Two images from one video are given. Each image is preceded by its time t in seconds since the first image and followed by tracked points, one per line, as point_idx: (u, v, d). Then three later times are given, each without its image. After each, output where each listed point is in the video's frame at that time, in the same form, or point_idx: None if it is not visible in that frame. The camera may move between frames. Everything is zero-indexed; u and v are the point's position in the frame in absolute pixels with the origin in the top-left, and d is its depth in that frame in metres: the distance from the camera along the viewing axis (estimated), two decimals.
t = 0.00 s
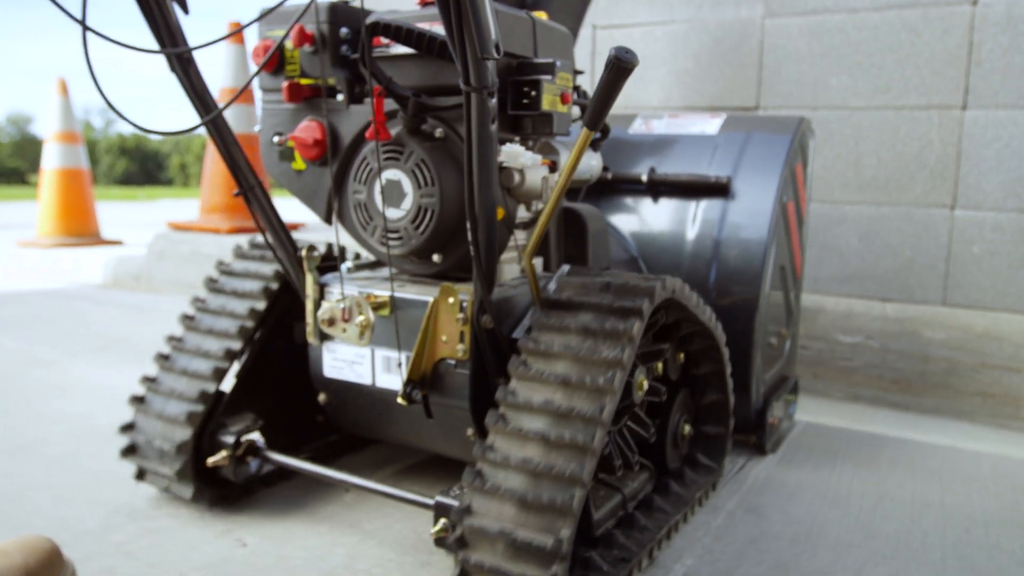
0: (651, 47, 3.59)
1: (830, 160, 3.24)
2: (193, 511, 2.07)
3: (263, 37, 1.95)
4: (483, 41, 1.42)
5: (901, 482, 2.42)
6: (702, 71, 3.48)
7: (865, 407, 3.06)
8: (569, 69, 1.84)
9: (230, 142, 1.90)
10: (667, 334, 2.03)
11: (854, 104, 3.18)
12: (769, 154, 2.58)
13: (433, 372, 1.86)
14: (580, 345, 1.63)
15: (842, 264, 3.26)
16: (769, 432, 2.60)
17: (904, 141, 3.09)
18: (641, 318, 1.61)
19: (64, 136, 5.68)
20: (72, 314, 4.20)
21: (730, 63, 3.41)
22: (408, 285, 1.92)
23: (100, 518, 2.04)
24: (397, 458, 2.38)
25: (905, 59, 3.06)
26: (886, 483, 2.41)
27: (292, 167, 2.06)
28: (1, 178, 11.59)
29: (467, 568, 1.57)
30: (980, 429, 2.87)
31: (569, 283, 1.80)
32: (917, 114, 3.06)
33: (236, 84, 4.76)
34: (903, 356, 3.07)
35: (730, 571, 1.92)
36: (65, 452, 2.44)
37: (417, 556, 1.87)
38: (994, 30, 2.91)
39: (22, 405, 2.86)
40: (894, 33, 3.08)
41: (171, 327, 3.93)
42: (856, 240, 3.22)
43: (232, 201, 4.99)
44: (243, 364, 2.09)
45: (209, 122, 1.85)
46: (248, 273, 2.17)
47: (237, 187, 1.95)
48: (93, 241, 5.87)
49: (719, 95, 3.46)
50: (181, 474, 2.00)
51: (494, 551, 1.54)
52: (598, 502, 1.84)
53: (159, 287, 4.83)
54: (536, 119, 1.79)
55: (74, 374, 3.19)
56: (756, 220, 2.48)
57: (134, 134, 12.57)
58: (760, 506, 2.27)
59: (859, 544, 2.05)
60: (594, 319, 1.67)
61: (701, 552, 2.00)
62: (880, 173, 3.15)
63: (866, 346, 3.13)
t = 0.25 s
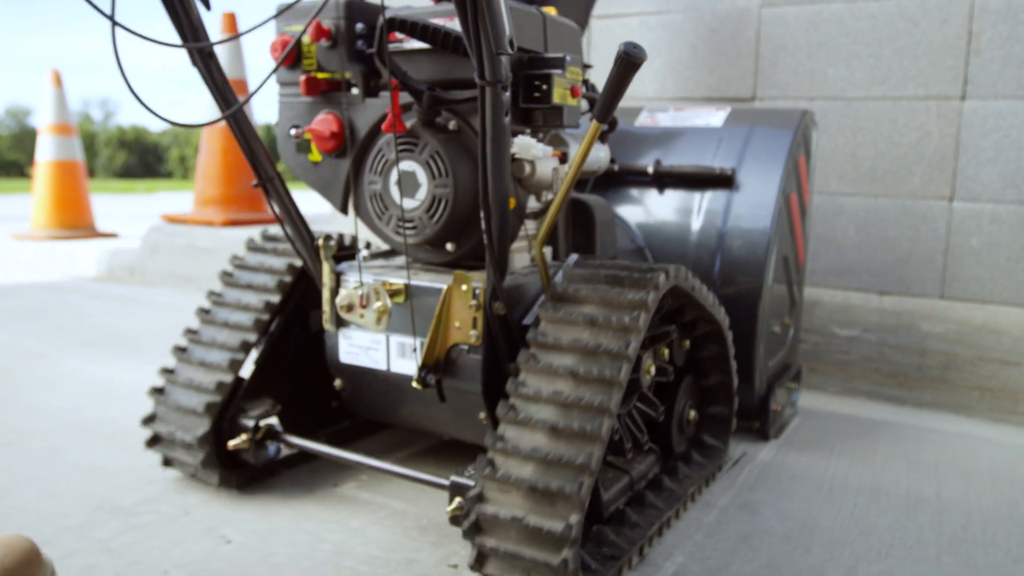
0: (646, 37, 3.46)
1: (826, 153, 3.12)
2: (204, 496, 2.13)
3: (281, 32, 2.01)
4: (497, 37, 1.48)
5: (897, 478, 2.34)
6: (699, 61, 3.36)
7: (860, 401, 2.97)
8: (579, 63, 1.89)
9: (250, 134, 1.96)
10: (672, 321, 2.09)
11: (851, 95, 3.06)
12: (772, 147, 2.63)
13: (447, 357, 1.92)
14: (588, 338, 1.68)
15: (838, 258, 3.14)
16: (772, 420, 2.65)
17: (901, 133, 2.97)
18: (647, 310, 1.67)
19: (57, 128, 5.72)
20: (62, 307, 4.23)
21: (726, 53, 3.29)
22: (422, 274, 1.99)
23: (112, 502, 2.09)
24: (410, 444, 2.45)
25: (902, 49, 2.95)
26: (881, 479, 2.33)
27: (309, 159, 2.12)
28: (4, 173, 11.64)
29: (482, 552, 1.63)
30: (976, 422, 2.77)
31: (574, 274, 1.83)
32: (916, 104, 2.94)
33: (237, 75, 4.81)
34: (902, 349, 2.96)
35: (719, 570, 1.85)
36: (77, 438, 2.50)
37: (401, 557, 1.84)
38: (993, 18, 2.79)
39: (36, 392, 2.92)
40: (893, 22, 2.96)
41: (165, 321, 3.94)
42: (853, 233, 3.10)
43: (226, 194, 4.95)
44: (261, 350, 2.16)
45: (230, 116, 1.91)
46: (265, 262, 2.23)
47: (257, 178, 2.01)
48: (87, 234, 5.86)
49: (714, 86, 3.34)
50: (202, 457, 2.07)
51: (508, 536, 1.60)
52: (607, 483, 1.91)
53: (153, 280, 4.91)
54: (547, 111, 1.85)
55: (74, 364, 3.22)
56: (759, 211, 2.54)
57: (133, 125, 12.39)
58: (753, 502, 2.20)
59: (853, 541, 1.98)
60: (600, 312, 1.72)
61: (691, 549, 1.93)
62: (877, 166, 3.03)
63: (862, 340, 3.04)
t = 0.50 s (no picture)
0: (642, 25, 3.33)
1: (824, 143, 3.03)
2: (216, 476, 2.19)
3: (297, 24, 2.07)
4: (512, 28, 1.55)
5: (892, 472, 2.28)
6: (694, 48, 3.22)
7: (855, 393, 2.95)
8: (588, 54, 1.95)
9: (267, 123, 2.02)
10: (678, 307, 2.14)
11: (850, 83, 2.95)
12: (776, 136, 2.68)
13: (459, 340, 1.98)
14: (594, 327, 1.74)
15: (834, 252, 3.03)
16: (775, 403, 2.70)
17: (900, 121, 2.87)
18: (652, 300, 1.72)
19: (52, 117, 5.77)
20: (52, 297, 4.25)
21: (722, 41, 3.17)
22: (435, 259, 2.04)
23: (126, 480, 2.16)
24: (422, 427, 2.50)
25: (902, 37, 2.84)
26: (877, 472, 2.28)
27: (324, 147, 2.17)
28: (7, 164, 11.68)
29: (495, 533, 1.69)
30: (974, 413, 2.77)
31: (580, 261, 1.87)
32: (915, 92, 2.83)
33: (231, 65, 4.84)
34: (898, 341, 2.92)
35: (709, 565, 1.79)
36: (93, 419, 2.57)
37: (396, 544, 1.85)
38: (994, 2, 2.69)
39: (52, 375, 2.99)
40: (892, 6, 2.84)
41: (159, 312, 3.95)
42: (851, 224, 2.99)
43: (220, 182, 5.13)
44: (276, 334, 2.21)
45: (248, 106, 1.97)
46: (281, 248, 2.30)
47: (274, 166, 2.07)
48: (82, 224, 5.89)
49: (710, 75, 3.22)
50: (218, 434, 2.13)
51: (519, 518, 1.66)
52: (614, 463, 1.92)
53: (147, 270, 4.90)
54: (558, 101, 1.90)
55: (77, 351, 3.27)
56: (763, 199, 2.59)
57: (133, 115, 12.41)
58: (745, 495, 2.14)
59: (845, 536, 1.92)
60: (606, 302, 1.77)
61: (681, 543, 1.88)
62: (873, 155, 2.92)
63: (858, 331, 2.98)
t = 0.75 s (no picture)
0: (640, 10, 3.37)
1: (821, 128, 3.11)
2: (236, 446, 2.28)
3: (312, 13, 2.18)
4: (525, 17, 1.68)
5: (887, 460, 2.28)
6: (690, 32, 3.28)
7: (852, 381, 3.04)
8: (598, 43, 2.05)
9: (285, 113, 2.12)
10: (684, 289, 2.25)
11: (847, 68, 3.02)
12: (778, 122, 2.77)
13: (473, 319, 2.10)
14: (600, 314, 1.83)
15: (831, 236, 3.11)
16: (777, 383, 2.80)
17: (898, 105, 2.94)
18: (656, 288, 1.81)
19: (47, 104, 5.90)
20: (50, 283, 4.35)
21: (717, 23, 3.23)
22: (448, 241, 2.16)
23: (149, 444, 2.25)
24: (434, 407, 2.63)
25: (900, 19, 2.90)
26: (872, 461, 2.27)
27: (338, 133, 2.28)
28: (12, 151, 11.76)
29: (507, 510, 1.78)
30: (969, 403, 2.83)
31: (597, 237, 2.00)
32: (914, 75, 2.90)
33: (218, 49, 4.92)
34: (895, 330, 2.99)
35: (700, 557, 1.74)
36: (110, 395, 2.66)
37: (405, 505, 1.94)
38: None
39: (72, 355, 3.11)
40: None
41: (165, 298, 4.02)
42: (847, 211, 3.07)
43: (213, 170, 5.25)
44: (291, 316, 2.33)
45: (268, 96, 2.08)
46: (294, 233, 2.40)
47: (291, 154, 2.18)
48: (76, 211, 5.98)
49: (707, 59, 3.27)
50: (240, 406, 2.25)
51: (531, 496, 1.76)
52: (622, 441, 1.99)
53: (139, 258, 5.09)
54: (567, 89, 2.01)
55: (90, 335, 3.36)
56: (766, 184, 2.70)
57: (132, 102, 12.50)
58: (739, 487, 2.08)
59: (840, 527, 1.88)
60: (611, 290, 1.86)
61: (671, 535, 1.82)
62: (871, 139, 3.00)
63: (855, 318, 3.07)
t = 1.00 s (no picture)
0: None
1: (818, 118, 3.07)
2: (225, 438, 2.26)
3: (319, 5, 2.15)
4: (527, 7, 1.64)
5: (882, 455, 2.25)
6: (686, 21, 3.24)
7: (848, 374, 3.01)
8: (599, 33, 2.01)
9: (290, 100, 2.10)
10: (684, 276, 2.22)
11: (844, 57, 2.98)
12: (780, 112, 2.74)
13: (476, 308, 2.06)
14: (607, 288, 1.84)
15: (828, 227, 3.08)
16: (777, 374, 2.77)
17: (895, 95, 2.91)
18: (662, 264, 1.83)
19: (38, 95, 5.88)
20: (37, 278, 4.35)
21: (713, 12, 3.18)
22: (451, 231, 2.12)
23: (137, 438, 2.25)
24: (433, 395, 2.60)
25: (898, 8, 2.86)
26: (866, 456, 2.24)
27: (343, 123, 2.25)
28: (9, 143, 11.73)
29: (509, 482, 1.77)
30: (966, 397, 2.80)
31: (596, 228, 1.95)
32: (912, 66, 2.87)
33: (211, 38, 4.88)
34: (893, 321, 2.96)
35: (690, 554, 1.71)
36: (98, 389, 2.64)
37: (393, 500, 1.90)
38: None
39: (61, 348, 3.09)
40: None
41: (155, 293, 4.04)
42: (845, 201, 3.04)
43: (207, 161, 5.23)
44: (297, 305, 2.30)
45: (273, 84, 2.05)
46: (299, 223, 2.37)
47: (296, 142, 2.16)
48: (70, 202, 5.96)
49: (702, 48, 3.23)
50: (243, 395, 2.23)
51: (532, 466, 1.75)
52: (622, 428, 1.98)
53: (132, 249, 5.09)
54: (570, 79, 1.97)
55: (80, 329, 3.34)
56: (768, 173, 2.66)
57: (129, 93, 12.47)
58: (730, 482, 2.06)
59: (832, 524, 1.86)
60: (618, 265, 1.87)
61: (661, 531, 1.80)
62: (868, 130, 2.97)
63: (850, 310, 3.04)
